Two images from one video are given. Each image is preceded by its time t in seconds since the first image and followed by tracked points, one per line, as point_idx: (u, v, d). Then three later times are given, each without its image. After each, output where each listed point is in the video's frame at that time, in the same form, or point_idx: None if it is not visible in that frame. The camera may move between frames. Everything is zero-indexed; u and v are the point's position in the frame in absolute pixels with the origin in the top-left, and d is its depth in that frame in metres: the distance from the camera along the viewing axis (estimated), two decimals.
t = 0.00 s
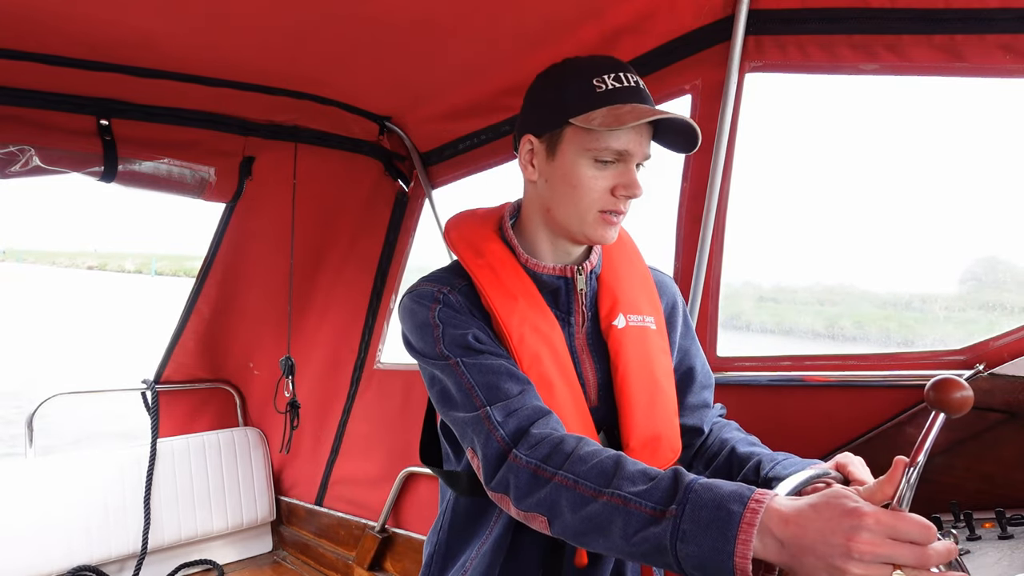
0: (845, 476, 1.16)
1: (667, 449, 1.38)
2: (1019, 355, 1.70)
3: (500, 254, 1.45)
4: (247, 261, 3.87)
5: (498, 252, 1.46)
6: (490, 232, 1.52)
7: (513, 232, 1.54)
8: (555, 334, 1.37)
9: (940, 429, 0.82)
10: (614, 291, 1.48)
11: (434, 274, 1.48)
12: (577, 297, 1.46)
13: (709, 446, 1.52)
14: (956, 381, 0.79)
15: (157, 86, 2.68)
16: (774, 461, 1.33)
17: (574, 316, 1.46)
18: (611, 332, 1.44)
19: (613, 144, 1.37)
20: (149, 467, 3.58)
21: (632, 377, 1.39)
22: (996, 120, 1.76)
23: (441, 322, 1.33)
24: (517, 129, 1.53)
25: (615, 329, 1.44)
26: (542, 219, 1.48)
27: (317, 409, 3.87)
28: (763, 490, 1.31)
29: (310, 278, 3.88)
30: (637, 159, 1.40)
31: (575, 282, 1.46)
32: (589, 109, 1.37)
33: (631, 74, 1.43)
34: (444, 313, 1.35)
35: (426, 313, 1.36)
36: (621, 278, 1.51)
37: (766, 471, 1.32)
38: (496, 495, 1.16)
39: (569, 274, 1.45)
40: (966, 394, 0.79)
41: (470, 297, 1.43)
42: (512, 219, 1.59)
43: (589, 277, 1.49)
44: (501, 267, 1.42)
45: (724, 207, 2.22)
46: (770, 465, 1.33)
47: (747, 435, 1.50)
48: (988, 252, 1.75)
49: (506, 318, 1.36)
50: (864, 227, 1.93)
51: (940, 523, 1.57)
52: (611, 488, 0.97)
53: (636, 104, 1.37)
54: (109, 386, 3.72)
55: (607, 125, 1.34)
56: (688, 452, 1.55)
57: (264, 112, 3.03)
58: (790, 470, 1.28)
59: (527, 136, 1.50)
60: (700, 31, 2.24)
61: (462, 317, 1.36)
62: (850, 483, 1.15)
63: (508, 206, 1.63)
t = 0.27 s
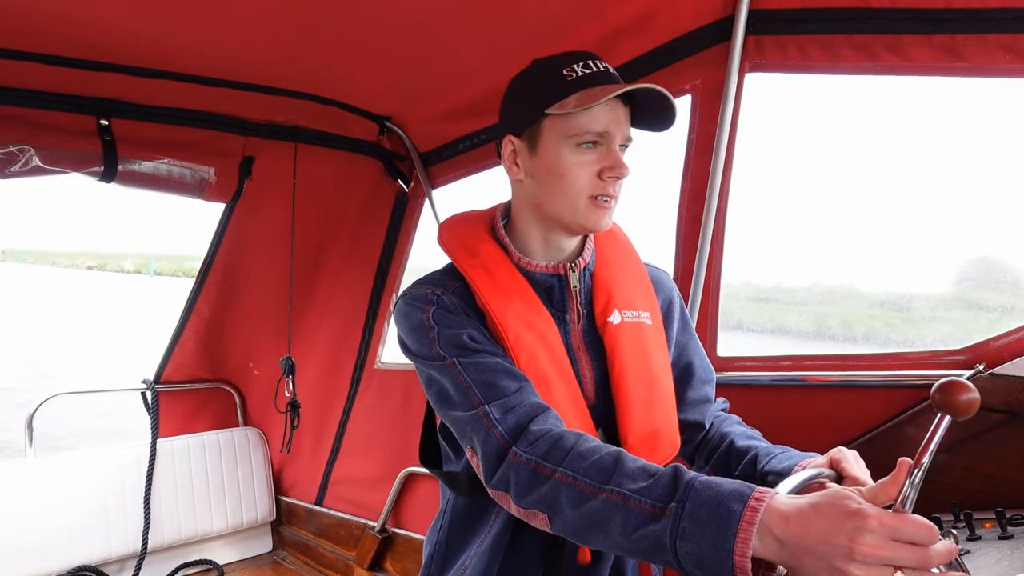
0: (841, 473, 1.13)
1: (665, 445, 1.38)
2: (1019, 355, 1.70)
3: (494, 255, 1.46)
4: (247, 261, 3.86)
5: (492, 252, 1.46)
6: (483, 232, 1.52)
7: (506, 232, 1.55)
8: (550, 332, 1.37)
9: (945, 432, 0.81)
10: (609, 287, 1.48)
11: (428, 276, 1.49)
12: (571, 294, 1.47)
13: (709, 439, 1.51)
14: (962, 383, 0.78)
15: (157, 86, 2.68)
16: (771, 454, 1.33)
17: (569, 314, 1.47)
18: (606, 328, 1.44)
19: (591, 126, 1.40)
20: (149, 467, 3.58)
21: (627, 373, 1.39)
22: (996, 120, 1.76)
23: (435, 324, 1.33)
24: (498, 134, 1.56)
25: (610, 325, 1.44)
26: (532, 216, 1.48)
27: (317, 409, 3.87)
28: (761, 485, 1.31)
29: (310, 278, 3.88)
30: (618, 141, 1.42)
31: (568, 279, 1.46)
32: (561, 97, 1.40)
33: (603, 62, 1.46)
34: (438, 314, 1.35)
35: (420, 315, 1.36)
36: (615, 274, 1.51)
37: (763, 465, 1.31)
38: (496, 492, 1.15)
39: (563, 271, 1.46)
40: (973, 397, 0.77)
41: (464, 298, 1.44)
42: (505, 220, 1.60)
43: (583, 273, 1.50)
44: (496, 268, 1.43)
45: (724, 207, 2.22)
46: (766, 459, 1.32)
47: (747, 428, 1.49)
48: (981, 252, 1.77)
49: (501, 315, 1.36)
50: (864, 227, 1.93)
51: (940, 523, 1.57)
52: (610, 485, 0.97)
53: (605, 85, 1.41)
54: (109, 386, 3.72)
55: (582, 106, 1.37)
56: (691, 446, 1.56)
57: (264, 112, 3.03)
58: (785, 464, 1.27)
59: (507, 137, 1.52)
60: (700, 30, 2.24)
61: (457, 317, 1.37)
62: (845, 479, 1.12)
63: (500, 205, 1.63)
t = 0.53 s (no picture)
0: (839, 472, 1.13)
1: (663, 440, 1.38)
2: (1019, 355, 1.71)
3: (488, 255, 1.46)
4: (247, 260, 3.86)
5: (484, 252, 1.47)
6: (475, 233, 1.53)
7: (497, 232, 1.55)
8: (545, 329, 1.37)
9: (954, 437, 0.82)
10: (601, 284, 1.49)
11: (421, 277, 1.49)
12: (564, 291, 1.47)
13: (709, 435, 1.52)
14: (976, 389, 0.79)
15: (157, 86, 2.68)
16: (770, 451, 1.33)
17: (563, 311, 1.47)
18: (600, 325, 1.45)
19: (578, 130, 1.39)
20: (149, 467, 3.58)
21: (620, 370, 1.40)
22: (996, 120, 1.75)
23: (429, 324, 1.33)
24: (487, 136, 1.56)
25: (603, 322, 1.44)
26: (521, 216, 1.48)
27: (317, 409, 3.87)
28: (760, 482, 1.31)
29: (310, 277, 3.88)
30: (605, 143, 1.42)
31: (560, 277, 1.47)
32: (548, 99, 1.39)
33: (590, 63, 1.45)
34: (432, 315, 1.35)
35: (415, 315, 1.36)
36: (607, 271, 1.52)
37: (762, 463, 1.31)
38: (498, 486, 1.15)
39: (555, 269, 1.47)
40: (986, 402, 0.78)
41: (458, 297, 1.44)
42: (496, 220, 1.60)
43: (575, 271, 1.51)
44: (490, 267, 1.43)
45: (724, 208, 2.22)
46: (765, 456, 1.33)
47: (746, 425, 1.50)
48: (975, 252, 1.77)
49: (496, 313, 1.36)
50: (864, 226, 1.93)
51: (940, 523, 1.57)
52: (611, 478, 0.97)
53: (593, 87, 1.40)
54: (109, 386, 3.72)
55: (569, 109, 1.36)
56: (689, 443, 1.56)
57: (264, 112, 3.04)
58: (785, 462, 1.28)
59: (495, 138, 1.52)
60: (700, 31, 2.24)
61: (452, 315, 1.37)
62: (843, 478, 1.12)
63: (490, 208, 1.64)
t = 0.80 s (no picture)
0: (845, 476, 1.11)
1: (662, 440, 1.39)
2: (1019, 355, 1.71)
3: (488, 255, 1.46)
4: (246, 260, 3.86)
5: (485, 252, 1.46)
6: (476, 233, 1.53)
7: (498, 231, 1.55)
8: (546, 329, 1.38)
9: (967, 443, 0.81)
10: (601, 284, 1.49)
11: (423, 277, 1.49)
12: (564, 291, 1.47)
13: (710, 437, 1.52)
14: (990, 395, 0.79)
15: (157, 86, 2.68)
16: (774, 456, 1.32)
17: (564, 311, 1.48)
18: (600, 325, 1.45)
19: (589, 143, 1.36)
20: (149, 467, 3.58)
21: (621, 370, 1.40)
22: (996, 121, 1.76)
23: (431, 324, 1.33)
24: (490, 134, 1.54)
25: (604, 322, 1.45)
26: (524, 218, 1.48)
27: (317, 409, 3.87)
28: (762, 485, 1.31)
29: (310, 277, 3.88)
30: (614, 155, 1.40)
31: (561, 277, 1.47)
32: (562, 109, 1.36)
33: (603, 73, 1.42)
34: (433, 314, 1.35)
35: (416, 315, 1.37)
36: (607, 271, 1.52)
37: (765, 467, 1.31)
38: (500, 485, 1.15)
39: (555, 269, 1.47)
40: (999, 408, 0.78)
41: (460, 297, 1.44)
42: (496, 220, 1.60)
43: (576, 271, 1.51)
44: (491, 267, 1.43)
45: (723, 208, 2.22)
46: (769, 461, 1.32)
47: (747, 428, 1.50)
48: (970, 252, 1.78)
49: (498, 313, 1.36)
50: (865, 226, 1.93)
51: (940, 523, 1.57)
52: (614, 475, 0.97)
53: (609, 100, 1.37)
54: (109, 386, 3.72)
55: (582, 124, 1.33)
56: (689, 444, 1.56)
57: (264, 112, 3.04)
58: (788, 467, 1.26)
59: (501, 138, 1.49)
60: (700, 30, 2.24)
61: (454, 315, 1.37)
62: (847, 481, 1.11)
63: (490, 208, 1.63)
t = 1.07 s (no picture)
0: (846, 477, 1.11)
1: (663, 440, 1.38)
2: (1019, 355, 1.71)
3: (491, 254, 1.45)
4: (247, 260, 3.86)
5: (488, 251, 1.46)
6: (479, 232, 1.53)
7: (502, 231, 1.55)
8: (548, 329, 1.38)
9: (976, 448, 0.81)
10: (604, 285, 1.49)
11: (426, 275, 1.49)
12: (567, 291, 1.47)
13: (709, 441, 1.52)
14: (1001, 400, 0.79)
15: (157, 85, 2.68)
16: (773, 459, 1.31)
17: (566, 311, 1.48)
18: (602, 325, 1.45)
19: (599, 146, 1.37)
20: (149, 467, 3.58)
21: (623, 370, 1.40)
22: (996, 121, 1.76)
23: (435, 321, 1.33)
24: (499, 131, 1.55)
25: (606, 322, 1.45)
26: (530, 219, 1.48)
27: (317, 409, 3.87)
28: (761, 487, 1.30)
29: (310, 277, 3.88)
30: (622, 158, 1.41)
31: (564, 277, 1.47)
32: (574, 111, 1.36)
33: (613, 76, 1.43)
34: (437, 311, 1.35)
35: (419, 312, 1.37)
36: (610, 272, 1.52)
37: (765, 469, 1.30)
38: (502, 481, 1.14)
39: (559, 269, 1.47)
40: (1011, 413, 0.78)
41: (463, 295, 1.44)
42: (499, 220, 1.60)
43: (579, 272, 1.51)
44: (494, 266, 1.43)
45: (723, 208, 2.21)
46: (769, 463, 1.31)
47: (746, 432, 1.50)
48: (967, 252, 1.79)
49: (501, 311, 1.36)
50: (865, 226, 1.93)
51: (940, 523, 1.57)
52: (617, 470, 0.97)
53: (620, 104, 1.37)
54: (108, 386, 3.72)
55: (594, 127, 1.33)
56: (688, 446, 1.56)
57: (265, 112, 3.04)
58: (790, 468, 1.25)
59: (510, 138, 1.49)
60: (700, 30, 2.24)
61: (457, 312, 1.37)
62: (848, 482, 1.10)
63: (494, 208, 1.63)
